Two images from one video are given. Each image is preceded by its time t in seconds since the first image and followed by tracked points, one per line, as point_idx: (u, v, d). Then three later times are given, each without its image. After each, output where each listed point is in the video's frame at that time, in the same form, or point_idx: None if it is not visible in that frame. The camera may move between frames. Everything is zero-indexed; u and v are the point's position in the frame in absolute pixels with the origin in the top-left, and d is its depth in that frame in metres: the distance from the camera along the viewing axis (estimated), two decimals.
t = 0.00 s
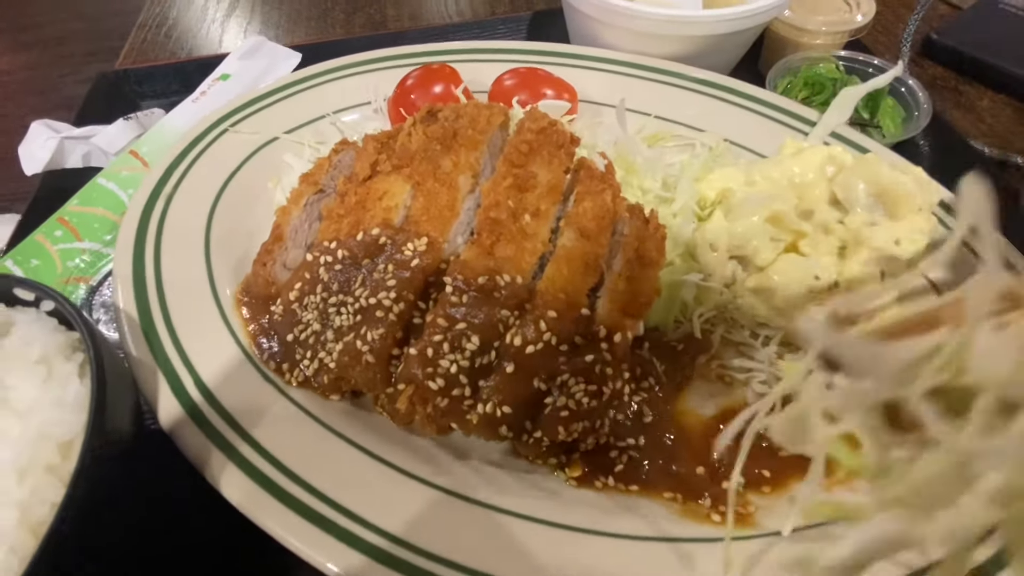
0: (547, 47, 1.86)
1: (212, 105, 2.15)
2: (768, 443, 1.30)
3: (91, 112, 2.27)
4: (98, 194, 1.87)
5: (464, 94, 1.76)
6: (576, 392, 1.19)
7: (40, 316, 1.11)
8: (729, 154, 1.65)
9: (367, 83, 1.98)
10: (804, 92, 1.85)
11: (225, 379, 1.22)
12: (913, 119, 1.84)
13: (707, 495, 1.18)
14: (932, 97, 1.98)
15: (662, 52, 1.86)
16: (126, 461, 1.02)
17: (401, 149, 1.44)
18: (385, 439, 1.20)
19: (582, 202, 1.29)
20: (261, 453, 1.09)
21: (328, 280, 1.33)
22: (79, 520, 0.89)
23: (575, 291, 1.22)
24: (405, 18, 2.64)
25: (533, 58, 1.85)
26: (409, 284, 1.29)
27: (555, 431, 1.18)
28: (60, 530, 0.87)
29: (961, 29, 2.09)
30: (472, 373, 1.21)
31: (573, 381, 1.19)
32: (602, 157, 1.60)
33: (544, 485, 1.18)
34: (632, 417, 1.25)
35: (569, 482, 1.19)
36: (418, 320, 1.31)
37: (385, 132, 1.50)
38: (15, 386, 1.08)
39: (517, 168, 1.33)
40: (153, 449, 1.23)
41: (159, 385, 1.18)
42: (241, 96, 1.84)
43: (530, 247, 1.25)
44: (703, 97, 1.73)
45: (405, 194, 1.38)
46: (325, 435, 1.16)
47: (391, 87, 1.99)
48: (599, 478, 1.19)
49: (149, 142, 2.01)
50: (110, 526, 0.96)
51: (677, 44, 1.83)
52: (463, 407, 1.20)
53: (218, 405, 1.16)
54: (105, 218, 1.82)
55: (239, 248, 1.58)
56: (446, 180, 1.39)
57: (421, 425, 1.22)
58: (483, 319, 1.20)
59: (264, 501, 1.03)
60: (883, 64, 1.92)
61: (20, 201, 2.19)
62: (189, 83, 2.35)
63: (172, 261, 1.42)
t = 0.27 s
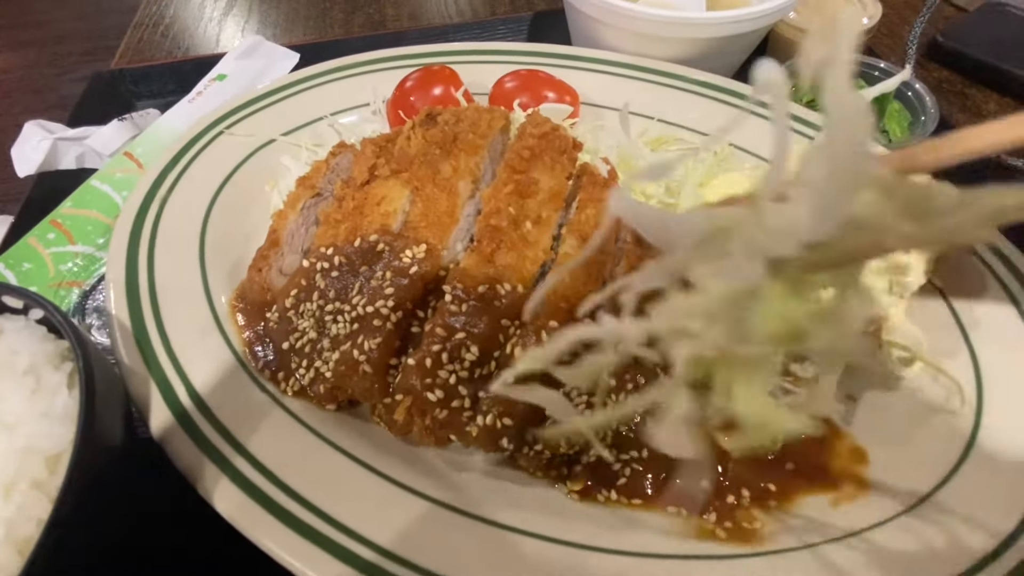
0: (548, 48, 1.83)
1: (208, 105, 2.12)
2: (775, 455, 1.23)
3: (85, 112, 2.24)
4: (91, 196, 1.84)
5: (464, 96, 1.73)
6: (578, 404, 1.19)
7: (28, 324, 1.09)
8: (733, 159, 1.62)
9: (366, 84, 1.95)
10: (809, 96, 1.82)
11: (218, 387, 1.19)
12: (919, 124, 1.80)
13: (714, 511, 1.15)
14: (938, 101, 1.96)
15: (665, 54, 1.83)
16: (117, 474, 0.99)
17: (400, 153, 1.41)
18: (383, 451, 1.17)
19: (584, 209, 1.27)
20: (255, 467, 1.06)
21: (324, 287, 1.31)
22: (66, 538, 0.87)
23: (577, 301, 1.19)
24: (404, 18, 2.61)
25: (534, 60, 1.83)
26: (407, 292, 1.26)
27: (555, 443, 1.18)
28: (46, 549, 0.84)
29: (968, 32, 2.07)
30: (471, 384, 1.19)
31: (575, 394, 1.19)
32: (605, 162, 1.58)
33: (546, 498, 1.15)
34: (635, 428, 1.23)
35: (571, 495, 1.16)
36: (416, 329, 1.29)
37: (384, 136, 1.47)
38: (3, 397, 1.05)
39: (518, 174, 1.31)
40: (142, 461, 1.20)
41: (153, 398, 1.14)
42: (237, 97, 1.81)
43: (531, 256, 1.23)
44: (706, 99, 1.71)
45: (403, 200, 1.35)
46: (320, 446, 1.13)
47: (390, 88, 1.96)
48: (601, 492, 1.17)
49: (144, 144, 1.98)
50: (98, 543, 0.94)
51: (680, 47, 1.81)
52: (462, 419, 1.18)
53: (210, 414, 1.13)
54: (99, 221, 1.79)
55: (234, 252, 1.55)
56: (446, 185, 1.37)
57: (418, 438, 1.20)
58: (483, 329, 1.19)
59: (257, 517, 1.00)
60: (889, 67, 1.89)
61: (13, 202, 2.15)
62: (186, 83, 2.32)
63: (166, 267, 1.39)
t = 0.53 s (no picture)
0: (551, 50, 1.84)
1: (212, 105, 2.12)
2: (777, 457, 1.25)
3: (90, 112, 2.24)
4: (96, 196, 1.85)
5: (468, 98, 1.74)
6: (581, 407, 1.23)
7: (36, 324, 1.09)
8: (736, 162, 1.63)
9: (370, 85, 1.95)
10: (812, 99, 1.83)
11: (224, 387, 1.19)
12: (921, 128, 1.81)
13: (715, 513, 1.16)
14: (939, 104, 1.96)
15: (669, 56, 1.84)
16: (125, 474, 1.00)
17: (406, 155, 1.42)
18: (390, 451, 1.19)
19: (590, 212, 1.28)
20: (263, 467, 1.07)
21: (330, 288, 1.31)
22: (75, 538, 0.87)
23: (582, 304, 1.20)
24: (408, 19, 2.61)
25: (538, 62, 1.83)
26: (413, 294, 1.27)
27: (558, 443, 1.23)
28: (55, 549, 0.84)
29: (969, 36, 2.07)
30: (476, 386, 1.20)
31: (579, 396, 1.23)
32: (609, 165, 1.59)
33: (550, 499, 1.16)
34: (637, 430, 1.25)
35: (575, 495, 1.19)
36: (422, 330, 1.30)
37: (389, 137, 1.48)
38: (12, 398, 1.06)
39: (524, 177, 1.32)
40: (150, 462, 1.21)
41: (160, 399, 1.15)
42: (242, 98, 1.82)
43: (536, 257, 1.23)
44: (709, 102, 1.71)
45: (409, 202, 1.36)
46: (326, 446, 1.14)
47: (394, 90, 1.97)
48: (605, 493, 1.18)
49: (149, 144, 1.98)
50: (108, 542, 0.94)
51: (684, 50, 1.82)
52: (468, 420, 1.20)
53: (216, 413, 1.13)
54: (104, 221, 1.80)
55: (240, 253, 1.55)
56: (451, 188, 1.38)
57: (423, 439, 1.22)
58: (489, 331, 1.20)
59: (264, 517, 1.01)
60: (892, 70, 1.90)
61: (17, 201, 2.15)
62: (190, 83, 2.33)
63: (172, 268, 1.40)
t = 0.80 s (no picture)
0: (554, 47, 1.83)
1: (213, 102, 2.11)
2: (781, 457, 1.24)
3: (90, 108, 2.23)
4: (96, 192, 1.84)
5: (470, 95, 1.73)
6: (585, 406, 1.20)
7: (35, 320, 1.08)
8: (740, 161, 1.63)
9: (372, 82, 1.95)
10: (815, 98, 1.82)
11: (224, 384, 1.18)
12: (926, 127, 1.80)
13: (719, 512, 1.15)
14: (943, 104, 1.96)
15: (672, 54, 1.83)
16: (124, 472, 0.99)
17: (408, 152, 1.42)
18: (392, 450, 1.18)
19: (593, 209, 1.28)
20: (263, 465, 1.06)
21: (331, 286, 1.31)
22: (73, 533, 0.86)
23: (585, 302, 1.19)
24: (409, 16, 2.60)
25: (540, 59, 1.82)
26: (416, 291, 1.26)
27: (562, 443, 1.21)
28: (54, 547, 0.83)
29: (973, 35, 2.07)
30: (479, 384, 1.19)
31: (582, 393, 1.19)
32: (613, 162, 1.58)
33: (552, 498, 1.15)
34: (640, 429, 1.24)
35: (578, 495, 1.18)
36: (424, 328, 1.29)
37: (391, 135, 1.48)
38: (11, 394, 1.05)
39: (527, 175, 1.32)
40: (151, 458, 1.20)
41: (159, 396, 1.14)
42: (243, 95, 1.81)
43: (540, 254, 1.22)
44: (712, 99, 1.71)
45: (411, 199, 1.35)
46: (327, 444, 1.13)
47: (396, 87, 1.96)
48: (608, 492, 1.17)
49: (150, 140, 1.97)
50: (106, 539, 0.94)
51: (687, 48, 1.81)
52: (470, 419, 1.19)
53: (216, 409, 1.13)
54: (103, 217, 1.79)
55: (241, 249, 1.55)
56: (454, 185, 1.37)
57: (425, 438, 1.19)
58: (492, 329, 1.19)
59: (265, 515, 1.00)
60: (896, 69, 1.89)
61: (16, 197, 2.14)
62: (191, 80, 2.32)
63: (172, 264, 1.39)
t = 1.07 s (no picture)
0: (555, 44, 1.83)
1: (213, 98, 2.11)
2: (780, 454, 1.24)
3: (90, 104, 2.23)
4: (95, 188, 1.83)
5: (471, 92, 1.73)
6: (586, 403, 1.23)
7: (34, 315, 1.08)
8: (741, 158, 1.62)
9: (372, 79, 1.94)
10: (816, 95, 1.82)
11: (224, 379, 1.18)
12: (927, 125, 1.80)
13: (718, 509, 1.15)
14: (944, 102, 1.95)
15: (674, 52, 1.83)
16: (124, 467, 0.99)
17: (409, 148, 1.42)
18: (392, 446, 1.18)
19: (596, 205, 1.28)
20: (262, 460, 1.06)
21: (331, 281, 1.30)
22: (72, 527, 0.86)
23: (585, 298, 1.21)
24: (410, 13, 2.60)
25: (541, 56, 1.82)
26: (416, 287, 1.26)
27: (563, 440, 1.21)
28: (52, 541, 0.83)
29: (974, 34, 2.06)
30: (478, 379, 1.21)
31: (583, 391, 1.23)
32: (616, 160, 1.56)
33: (552, 495, 1.15)
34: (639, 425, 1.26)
35: (578, 492, 1.17)
36: (424, 324, 1.29)
37: (391, 131, 1.48)
38: (10, 388, 1.05)
39: (527, 171, 1.33)
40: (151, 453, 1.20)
41: (159, 391, 1.13)
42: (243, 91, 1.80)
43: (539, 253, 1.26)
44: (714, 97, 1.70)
45: (411, 195, 1.35)
46: (327, 440, 1.13)
47: (397, 83, 1.96)
48: (607, 489, 1.18)
49: (150, 136, 1.97)
50: (105, 534, 0.93)
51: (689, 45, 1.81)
52: (472, 413, 1.21)
53: (215, 404, 1.12)
54: (103, 213, 1.79)
55: (241, 245, 1.54)
56: (455, 181, 1.38)
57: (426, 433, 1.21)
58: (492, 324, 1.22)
59: (264, 510, 1.00)
60: (898, 67, 1.89)
61: (15, 193, 2.14)
62: (190, 76, 2.32)
63: (172, 260, 1.39)
